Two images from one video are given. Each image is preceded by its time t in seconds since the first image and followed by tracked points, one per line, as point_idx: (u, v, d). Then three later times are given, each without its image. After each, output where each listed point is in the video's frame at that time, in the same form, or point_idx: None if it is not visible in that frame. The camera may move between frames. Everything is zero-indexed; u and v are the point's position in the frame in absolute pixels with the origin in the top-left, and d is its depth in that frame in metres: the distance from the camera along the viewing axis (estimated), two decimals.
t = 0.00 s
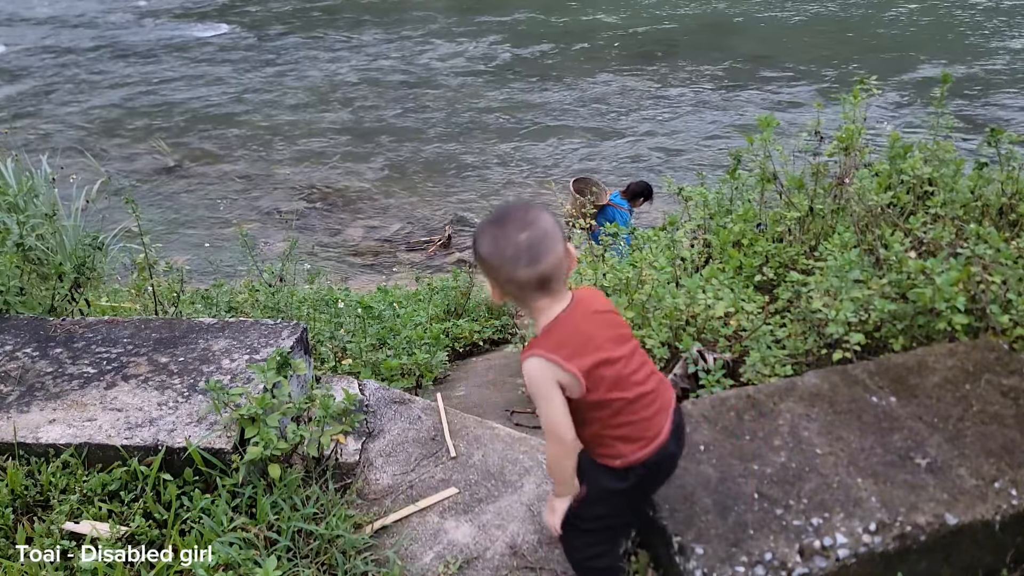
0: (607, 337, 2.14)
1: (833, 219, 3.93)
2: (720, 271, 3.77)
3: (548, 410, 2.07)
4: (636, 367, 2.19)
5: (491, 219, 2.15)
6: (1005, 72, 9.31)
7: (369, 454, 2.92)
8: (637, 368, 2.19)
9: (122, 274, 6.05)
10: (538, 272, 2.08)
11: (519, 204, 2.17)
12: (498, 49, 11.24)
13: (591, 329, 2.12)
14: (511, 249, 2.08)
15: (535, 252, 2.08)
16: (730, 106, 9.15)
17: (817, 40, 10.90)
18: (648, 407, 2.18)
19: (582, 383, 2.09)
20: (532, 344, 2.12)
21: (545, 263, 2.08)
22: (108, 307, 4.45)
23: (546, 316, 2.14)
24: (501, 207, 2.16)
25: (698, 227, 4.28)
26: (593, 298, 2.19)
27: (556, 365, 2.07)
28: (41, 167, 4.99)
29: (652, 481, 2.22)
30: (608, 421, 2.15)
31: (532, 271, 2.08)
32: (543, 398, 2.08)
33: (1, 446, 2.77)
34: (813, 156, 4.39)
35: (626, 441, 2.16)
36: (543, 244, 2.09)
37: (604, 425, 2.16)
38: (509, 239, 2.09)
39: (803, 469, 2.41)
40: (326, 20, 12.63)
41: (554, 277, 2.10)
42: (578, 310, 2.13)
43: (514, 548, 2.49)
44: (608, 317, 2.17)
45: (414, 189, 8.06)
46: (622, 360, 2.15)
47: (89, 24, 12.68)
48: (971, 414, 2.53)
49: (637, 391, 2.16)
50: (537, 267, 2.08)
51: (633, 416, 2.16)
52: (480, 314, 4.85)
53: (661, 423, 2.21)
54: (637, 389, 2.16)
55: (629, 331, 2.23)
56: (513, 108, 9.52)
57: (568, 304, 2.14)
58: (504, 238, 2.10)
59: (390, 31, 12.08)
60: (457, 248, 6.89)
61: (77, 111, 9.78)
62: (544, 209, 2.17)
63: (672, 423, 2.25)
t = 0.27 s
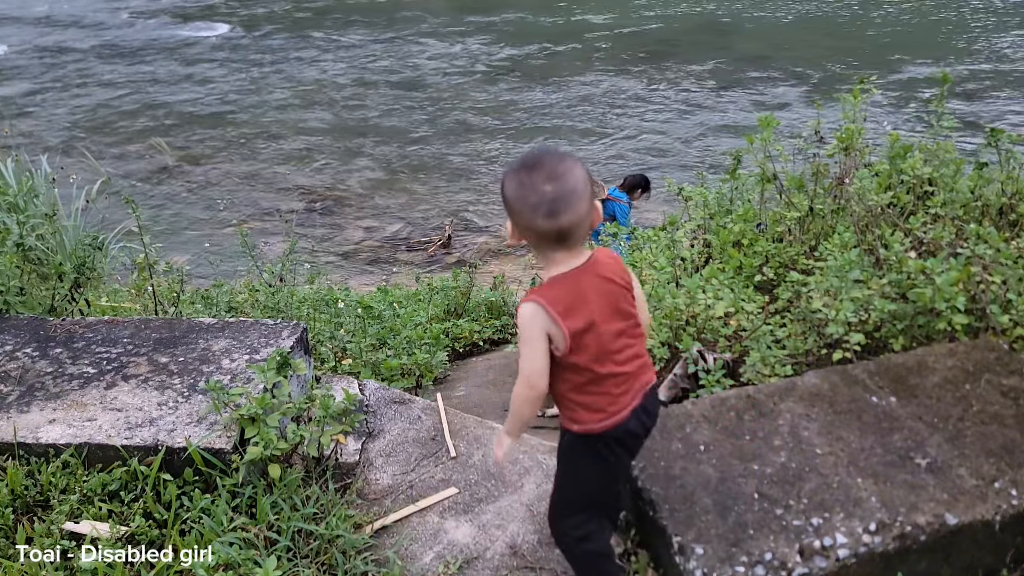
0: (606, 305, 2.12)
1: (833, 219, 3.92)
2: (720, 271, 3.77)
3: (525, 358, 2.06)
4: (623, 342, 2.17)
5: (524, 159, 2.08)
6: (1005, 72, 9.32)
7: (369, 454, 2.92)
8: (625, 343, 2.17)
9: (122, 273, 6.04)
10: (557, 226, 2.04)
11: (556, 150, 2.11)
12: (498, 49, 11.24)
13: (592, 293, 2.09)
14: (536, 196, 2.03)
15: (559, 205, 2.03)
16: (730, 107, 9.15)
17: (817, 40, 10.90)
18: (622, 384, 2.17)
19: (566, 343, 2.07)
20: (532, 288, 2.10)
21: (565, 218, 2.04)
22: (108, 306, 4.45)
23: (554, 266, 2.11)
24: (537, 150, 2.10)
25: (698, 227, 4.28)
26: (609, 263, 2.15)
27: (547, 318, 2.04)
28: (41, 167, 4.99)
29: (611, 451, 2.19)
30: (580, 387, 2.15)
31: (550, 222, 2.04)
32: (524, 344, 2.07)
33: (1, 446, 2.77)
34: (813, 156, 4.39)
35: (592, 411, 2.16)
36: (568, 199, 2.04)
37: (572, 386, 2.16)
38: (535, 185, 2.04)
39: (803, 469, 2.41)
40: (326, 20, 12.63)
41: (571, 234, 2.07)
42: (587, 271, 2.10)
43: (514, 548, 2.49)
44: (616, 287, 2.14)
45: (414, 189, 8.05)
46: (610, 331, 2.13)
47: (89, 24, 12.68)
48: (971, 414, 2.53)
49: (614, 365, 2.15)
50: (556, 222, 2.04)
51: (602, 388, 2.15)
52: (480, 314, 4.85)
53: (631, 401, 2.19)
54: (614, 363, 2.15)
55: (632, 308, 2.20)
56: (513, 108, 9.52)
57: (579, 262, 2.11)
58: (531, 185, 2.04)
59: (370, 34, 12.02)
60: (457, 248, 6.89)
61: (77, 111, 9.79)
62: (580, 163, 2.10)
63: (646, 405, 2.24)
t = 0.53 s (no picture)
0: (610, 285, 2.11)
1: (833, 219, 3.92)
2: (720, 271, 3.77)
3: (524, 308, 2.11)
4: (621, 327, 2.16)
5: (556, 127, 2.08)
6: (1005, 72, 9.32)
7: (369, 454, 2.93)
8: (622, 328, 2.16)
9: (122, 273, 6.04)
10: (579, 197, 2.03)
11: (590, 123, 2.10)
12: (499, 49, 11.24)
13: (599, 270, 2.09)
14: (560, 166, 2.03)
15: (582, 177, 2.02)
16: (730, 107, 9.15)
17: (818, 40, 10.90)
18: (611, 365, 2.16)
19: (564, 307, 2.09)
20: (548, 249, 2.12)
21: (588, 190, 2.03)
22: (108, 306, 4.45)
23: (572, 237, 2.11)
24: (570, 120, 2.09)
25: (698, 227, 4.28)
26: (627, 245, 2.14)
27: (549, 278, 2.07)
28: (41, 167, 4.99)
29: (587, 430, 2.18)
30: (570, 354, 2.15)
31: (573, 192, 2.03)
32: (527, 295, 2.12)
33: (1, 446, 2.77)
34: (813, 156, 4.39)
35: (575, 381, 2.16)
36: (593, 171, 2.02)
37: (561, 356, 2.17)
38: (562, 155, 2.03)
39: (803, 469, 2.40)
40: (326, 20, 12.63)
41: (593, 207, 2.05)
42: (602, 246, 2.09)
43: (514, 548, 2.49)
44: (627, 271, 2.12)
45: (415, 189, 8.05)
46: (608, 312, 2.12)
47: (89, 24, 12.68)
48: (971, 414, 2.53)
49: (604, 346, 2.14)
50: (579, 192, 2.03)
51: (590, 365, 2.15)
52: (480, 314, 4.84)
53: (618, 385, 2.17)
54: (606, 344, 2.14)
55: (642, 295, 2.18)
56: (514, 108, 9.51)
57: (596, 237, 2.09)
58: (557, 153, 2.04)
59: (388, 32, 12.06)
60: (457, 249, 6.89)
61: (78, 111, 9.78)
62: (611, 138, 2.09)
63: (638, 392, 2.21)
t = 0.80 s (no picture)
0: (602, 289, 2.10)
1: (833, 219, 3.92)
2: (720, 271, 3.77)
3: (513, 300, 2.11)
4: (608, 332, 2.16)
5: (569, 122, 2.07)
6: (1005, 72, 9.32)
7: (369, 454, 2.93)
8: (609, 333, 2.15)
9: (122, 273, 6.04)
10: (584, 194, 2.02)
11: (603, 123, 2.09)
12: (499, 49, 11.24)
13: (593, 272, 2.08)
14: (570, 160, 2.01)
15: (590, 174, 2.01)
16: (730, 107, 9.15)
17: (817, 40, 10.91)
18: (593, 368, 2.16)
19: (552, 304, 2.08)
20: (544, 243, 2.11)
21: (594, 188, 2.02)
22: (108, 306, 4.45)
23: (571, 234, 2.09)
24: (583, 118, 2.08)
25: (698, 227, 4.28)
26: (625, 252, 2.13)
27: (541, 272, 2.06)
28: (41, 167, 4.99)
29: (565, 429, 2.19)
30: (554, 352, 2.15)
31: (578, 188, 2.01)
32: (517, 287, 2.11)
33: (1, 446, 2.77)
34: (813, 155, 4.38)
35: (554, 379, 2.17)
36: (601, 170, 2.01)
37: (545, 353, 2.17)
38: (572, 150, 2.02)
39: (802, 469, 2.41)
40: (326, 20, 12.63)
41: (596, 206, 2.04)
42: (597, 248, 2.08)
43: (513, 548, 2.50)
44: (621, 278, 2.12)
45: (415, 189, 8.05)
46: (597, 315, 2.12)
47: (89, 24, 12.68)
48: (971, 414, 2.53)
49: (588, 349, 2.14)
50: (585, 189, 2.01)
51: (572, 366, 2.15)
52: (480, 314, 4.84)
53: (598, 388, 2.17)
54: (591, 347, 2.14)
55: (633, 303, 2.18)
56: (513, 108, 9.51)
57: (594, 238, 2.09)
58: (568, 147, 2.02)
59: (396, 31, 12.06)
60: (457, 248, 6.89)
61: (78, 111, 9.78)
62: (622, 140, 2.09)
63: (618, 397, 2.20)
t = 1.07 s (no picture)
0: (557, 301, 2.10)
1: (833, 219, 3.92)
2: (720, 271, 3.77)
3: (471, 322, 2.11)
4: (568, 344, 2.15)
5: (517, 131, 2.06)
6: (1005, 72, 9.32)
7: (369, 454, 2.94)
8: (568, 345, 2.14)
9: (122, 274, 6.04)
10: (536, 203, 2.01)
11: (552, 129, 2.08)
12: (499, 48, 11.24)
13: (546, 284, 2.08)
14: (519, 170, 2.00)
15: (540, 183, 2.00)
16: (730, 107, 9.14)
17: (818, 40, 10.90)
18: (553, 380, 2.15)
19: (509, 322, 2.08)
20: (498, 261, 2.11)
21: (545, 197, 2.01)
22: (108, 306, 4.45)
23: (525, 246, 2.09)
24: (529, 125, 2.07)
25: (698, 227, 4.28)
26: (580, 261, 2.12)
27: (496, 291, 2.06)
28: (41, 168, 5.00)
29: (527, 440, 2.17)
30: (516, 370, 2.14)
31: (529, 198, 2.00)
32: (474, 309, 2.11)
33: (1, 446, 2.77)
34: (813, 155, 4.38)
35: (517, 397, 2.16)
36: (551, 178, 2.00)
37: (505, 367, 2.16)
38: (520, 159, 2.01)
39: (803, 469, 2.40)
40: (326, 20, 12.63)
41: (549, 214, 2.03)
42: (551, 261, 2.08)
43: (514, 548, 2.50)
44: (576, 288, 2.11)
45: (415, 189, 8.05)
46: (554, 327, 2.11)
47: (89, 24, 12.68)
48: (971, 414, 2.53)
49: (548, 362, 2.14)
50: (537, 199, 2.00)
51: (532, 379, 2.15)
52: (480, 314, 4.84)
53: (561, 401, 2.16)
54: (549, 361, 2.13)
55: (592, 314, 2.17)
56: (514, 108, 9.51)
57: (548, 249, 2.08)
58: (516, 156, 2.01)
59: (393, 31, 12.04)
60: (457, 248, 6.89)
61: (78, 111, 9.78)
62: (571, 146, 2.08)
63: (583, 410, 2.19)
